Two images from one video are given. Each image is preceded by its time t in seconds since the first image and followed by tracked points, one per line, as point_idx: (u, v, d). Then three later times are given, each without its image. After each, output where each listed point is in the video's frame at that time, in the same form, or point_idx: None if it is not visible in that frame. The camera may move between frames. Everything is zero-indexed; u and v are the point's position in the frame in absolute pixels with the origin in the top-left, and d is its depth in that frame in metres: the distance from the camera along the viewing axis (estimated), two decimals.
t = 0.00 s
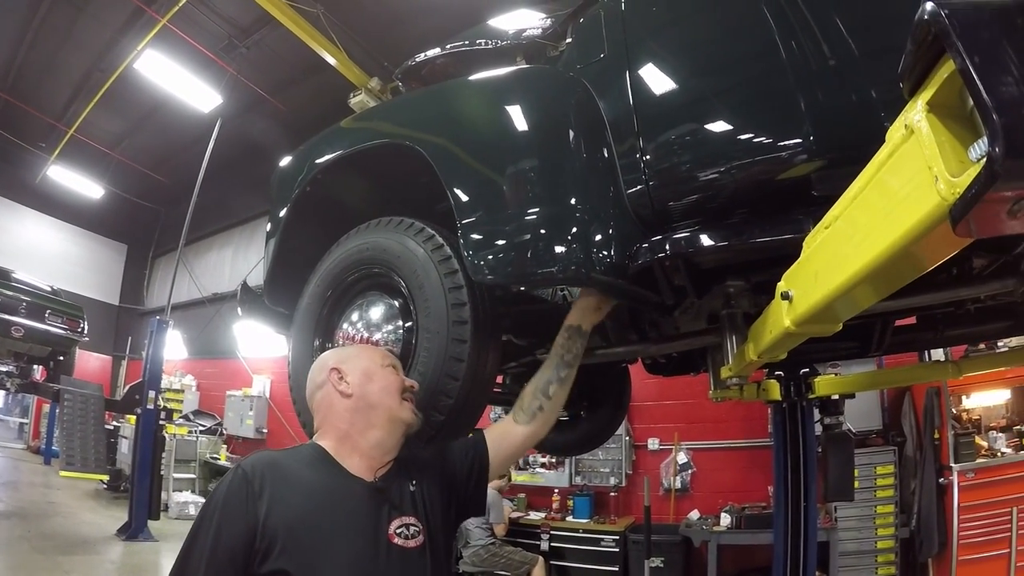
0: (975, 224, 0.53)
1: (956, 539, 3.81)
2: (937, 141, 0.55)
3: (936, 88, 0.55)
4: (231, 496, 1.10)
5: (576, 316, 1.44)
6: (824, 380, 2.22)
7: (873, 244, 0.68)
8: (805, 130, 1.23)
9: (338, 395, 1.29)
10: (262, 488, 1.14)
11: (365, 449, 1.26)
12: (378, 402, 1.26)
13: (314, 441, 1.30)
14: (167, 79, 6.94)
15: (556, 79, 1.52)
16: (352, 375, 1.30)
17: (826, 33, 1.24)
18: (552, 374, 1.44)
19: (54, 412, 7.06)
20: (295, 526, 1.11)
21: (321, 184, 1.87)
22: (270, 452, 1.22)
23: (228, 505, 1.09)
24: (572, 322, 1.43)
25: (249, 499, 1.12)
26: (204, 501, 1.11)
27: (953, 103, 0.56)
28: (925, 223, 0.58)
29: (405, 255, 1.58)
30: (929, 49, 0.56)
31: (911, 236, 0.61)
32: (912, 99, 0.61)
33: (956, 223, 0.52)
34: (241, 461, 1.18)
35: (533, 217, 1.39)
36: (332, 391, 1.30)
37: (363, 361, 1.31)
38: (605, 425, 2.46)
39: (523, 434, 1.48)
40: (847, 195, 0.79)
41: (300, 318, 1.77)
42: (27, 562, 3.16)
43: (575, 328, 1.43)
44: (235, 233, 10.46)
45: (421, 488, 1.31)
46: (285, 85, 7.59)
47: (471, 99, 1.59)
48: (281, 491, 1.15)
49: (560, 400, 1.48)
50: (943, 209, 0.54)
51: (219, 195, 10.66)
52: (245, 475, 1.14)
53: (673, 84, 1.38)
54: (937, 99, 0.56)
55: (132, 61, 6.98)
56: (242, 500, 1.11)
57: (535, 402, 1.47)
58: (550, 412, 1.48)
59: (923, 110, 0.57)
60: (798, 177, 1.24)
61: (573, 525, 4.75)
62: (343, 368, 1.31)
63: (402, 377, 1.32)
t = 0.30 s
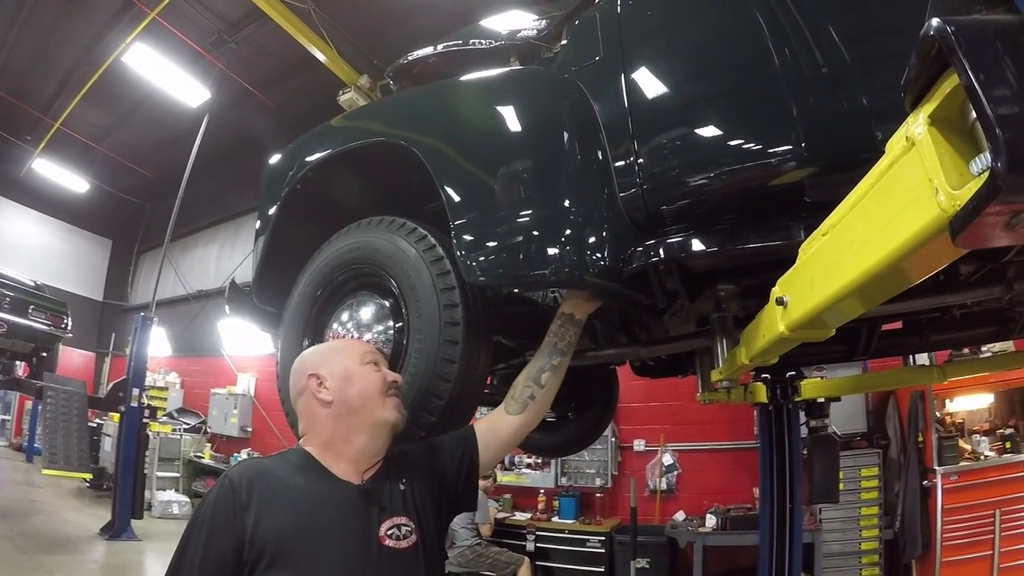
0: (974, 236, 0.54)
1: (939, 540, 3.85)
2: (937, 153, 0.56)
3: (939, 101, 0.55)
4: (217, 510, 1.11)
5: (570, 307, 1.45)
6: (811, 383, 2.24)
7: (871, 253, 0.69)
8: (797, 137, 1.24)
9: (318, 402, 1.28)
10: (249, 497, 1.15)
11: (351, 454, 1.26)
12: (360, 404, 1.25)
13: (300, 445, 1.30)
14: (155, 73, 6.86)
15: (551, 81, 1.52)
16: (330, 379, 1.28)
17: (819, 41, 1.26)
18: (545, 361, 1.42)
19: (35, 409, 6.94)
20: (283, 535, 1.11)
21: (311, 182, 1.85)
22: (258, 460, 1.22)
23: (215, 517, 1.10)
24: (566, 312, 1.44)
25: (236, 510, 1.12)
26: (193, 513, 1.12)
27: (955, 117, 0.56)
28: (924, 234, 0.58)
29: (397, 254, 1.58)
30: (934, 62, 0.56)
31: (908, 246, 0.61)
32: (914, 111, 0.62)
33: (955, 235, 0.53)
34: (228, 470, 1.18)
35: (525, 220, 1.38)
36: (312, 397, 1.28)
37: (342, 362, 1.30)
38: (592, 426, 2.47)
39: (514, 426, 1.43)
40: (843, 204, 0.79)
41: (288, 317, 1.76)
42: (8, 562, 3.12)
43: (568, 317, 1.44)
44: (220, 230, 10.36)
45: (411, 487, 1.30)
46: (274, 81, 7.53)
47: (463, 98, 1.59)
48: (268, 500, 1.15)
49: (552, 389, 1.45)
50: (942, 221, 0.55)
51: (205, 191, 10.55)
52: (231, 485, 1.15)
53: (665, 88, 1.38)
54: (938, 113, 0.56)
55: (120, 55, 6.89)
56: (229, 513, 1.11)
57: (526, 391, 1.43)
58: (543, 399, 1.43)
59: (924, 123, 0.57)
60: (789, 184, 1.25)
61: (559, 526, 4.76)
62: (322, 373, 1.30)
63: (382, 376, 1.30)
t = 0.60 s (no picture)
0: (974, 245, 0.54)
1: (921, 542, 3.90)
2: (935, 166, 0.56)
3: (938, 115, 0.56)
4: (199, 519, 1.10)
5: (556, 318, 1.44)
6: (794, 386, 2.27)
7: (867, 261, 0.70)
8: (785, 144, 1.26)
9: (294, 406, 1.28)
10: (232, 506, 1.14)
11: (332, 457, 1.26)
12: (336, 406, 1.25)
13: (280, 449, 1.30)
14: (141, 66, 6.76)
15: (544, 82, 1.52)
16: (305, 382, 1.28)
17: (809, 48, 1.28)
18: (527, 374, 1.42)
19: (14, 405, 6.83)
20: (268, 542, 1.10)
21: (298, 179, 1.83)
22: (238, 468, 1.21)
23: (198, 527, 1.09)
24: (548, 322, 1.44)
25: (219, 520, 1.11)
26: (175, 524, 1.11)
27: (953, 129, 0.57)
28: (922, 243, 0.59)
29: (385, 254, 1.57)
30: (936, 74, 0.56)
31: (906, 253, 0.62)
32: (914, 122, 0.62)
33: (953, 246, 0.54)
34: (208, 479, 1.17)
35: (515, 222, 1.38)
36: (288, 402, 1.28)
37: (315, 365, 1.30)
38: (577, 428, 2.48)
39: (497, 435, 1.44)
40: (837, 213, 0.80)
41: (274, 316, 1.74)
42: None
43: (550, 328, 1.43)
44: (204, 225, 10.25)
45: (394, 493, 1.30)
46: (261, 77, 7.47)
47: (454, 97, 1.58)
48: (251, 507, 1.14)
49: (537, 401, 1.45)
50: (939, 232, 0.56)
51: (189, 186, 10.42)
52: (213, 494, 1.14)
53: (656, 92, 1.39)
54: (937, 125, 0.57)
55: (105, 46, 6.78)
56: (210, 523, 1.10)
57: (511, 402, 1.43)
58: (526, 413, 1.44)
59: (923, 135, 0.58)
60: (778, 190, 1.27)
61: (542, 527, 4.77)
62: (295, 377, 1.30)
63: (358, 375, 1.31)
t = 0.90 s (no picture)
0: (989, 251, 0.55)
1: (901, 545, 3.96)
2: (953, 174, 0.57)
3: (957, 125, 0.57)
4: (179, 527, 1.07)
5: (524, 326, 1.42)
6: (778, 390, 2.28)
7: (877, 268, 0.70)
8: (777, 148, 1.27)
9: (271, 408, 1.26)
10: (213, 513, 1.11)
11: (315, 460, 1.25)
12: (317, 406, 1.24)
13: (259, 451, 1.27)
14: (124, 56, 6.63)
15: (539, 80, 1.51)
16: (281, 383, 1.26)
17: (805, 54, 1.29)
18: (504, 386, 1.42)
19: None
20: (252, 551, 1.08)
21: (285, 174, 1.80)
22: (218, 474, 1.18)
23: (178, 536, 1.06)
24: (516, 333, 1.42)
25: (200, 528, 1.09)
26: (153, 533, 1.08)
27: (970, 138, 0.57)
28: (934, 252, 0.59)
29: (375, 251, 1.55)
30: (957, 84, 0.57)
31: (919, 262, 0.62)
32: (931, 131, 0.62)
33: (973, 253, 0.54)
34: (186, 485, 1.14)
35: (507, 221, 1.36)
36: (264, 404, 1.26)
37: (292, 365, 1.27)
38: (562, 429, 2.48)
39: (485, 452, 1.44)
40: (843, 220, 0.80)
41: (259, 313, 1.71)
42: None
43: (520, 337, 1.42)
44: (185, 219, 10.10)
45: (379, 497, 1.29)
46: (247, 70, 7.37)
47: (446, 93, 1.56)
48: (233, 515, 1.12)
49: (519, 410, 1.45)
50: (956, 239, 0.56)
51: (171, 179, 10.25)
52: (192, 502, 1.11)
53: (648, 95, 1.39)
54: (955, 133, 0.57)
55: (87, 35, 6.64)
56: (191, 530, 1.08)
57: (493, 415, 1.44)
58: (509, 424, 1.45)
59: (941, 143, 0.58)
60: (771, 196, 1.29)
61: (524, 528, 4.77)
62: (272, 379, 1.27)
63: (336, 373, 1.29)
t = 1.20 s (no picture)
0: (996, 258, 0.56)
1: (881, 548, 4.02)
2: (963, 183, 0.57)
3: (966, 133, 0.58)
4: (158, 539, 1.04)
5: (508, 332, 1.39)
6: (761, 392, 2.28)
7: (881, 274, 0.71)
8: (766, 154, 1.28)
9: (247, 412, 1.24)
10: (194, 521, 1.09)
11: (295, 464, 1.24)
12: (295, 407, 1.22)
13: (237, 454, 1.25)
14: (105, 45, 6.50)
15: (532, 79, 1.50)
16: (257, 386, 1.24)
17: (795, 61, 1.31)
18: (489, 393, 1.42)
19: None
20: (234, 558, 1.06)
21: (270, 168, 1.78)
22: (197, 479, 1.17)
23: (157, 544, 1.04)
24: (500, 338, 1.40)
25: (179, 537, 1.06)
26: (129, 541, 1.05)
27: (979, 147, 0.58)
28: (942, 260, 0.60)
29: (363, 249, 1.53)
30: (971, 94, 0.58)
31: (924, 269, 0.63)
32: (940, 141, 0.63)
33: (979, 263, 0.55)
34: (165, 492, 1.12)
35: (496, 221, 1.34)
36: (240, 408, 1.24)
37: (266, 367, 1.25)
38: (545, 430, 2.48)
39: (467, 452, 1.47)
40: (845, 227, 0.81)
41: (241, 310, 1.69)
42: None
43: (504, 343, 1.40)
44: (165, 213, 9.95)
45: (362, 500, 1.30)
46: (232, 62, 7.26)
47: (436, 89, 1.54)
48: (213, 523, 1.10)
49: (502, 415, 1.46)
50: (964, 247, 0.57)
51: (151, 172, 10.09)
52: (172, 510, 1.09)
53: (638, 97, 1.40)
54: (965, 143, 0.58)
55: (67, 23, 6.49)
56: (172, 542, 1.05)
57: (476, 420, 1.44)
58: (492, 429, 1.45)
59: (950, 153, 0.59)
60: (764, 201, 1.30)
61: (505, 529, 4.77)
62: (248, 382, 1.25)
63: (314, 371, 1.27)
